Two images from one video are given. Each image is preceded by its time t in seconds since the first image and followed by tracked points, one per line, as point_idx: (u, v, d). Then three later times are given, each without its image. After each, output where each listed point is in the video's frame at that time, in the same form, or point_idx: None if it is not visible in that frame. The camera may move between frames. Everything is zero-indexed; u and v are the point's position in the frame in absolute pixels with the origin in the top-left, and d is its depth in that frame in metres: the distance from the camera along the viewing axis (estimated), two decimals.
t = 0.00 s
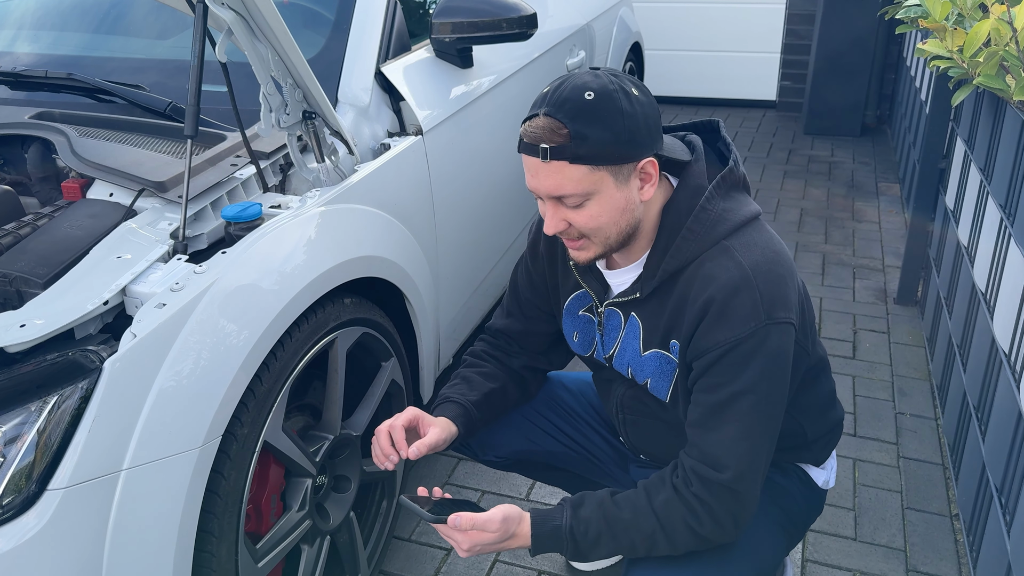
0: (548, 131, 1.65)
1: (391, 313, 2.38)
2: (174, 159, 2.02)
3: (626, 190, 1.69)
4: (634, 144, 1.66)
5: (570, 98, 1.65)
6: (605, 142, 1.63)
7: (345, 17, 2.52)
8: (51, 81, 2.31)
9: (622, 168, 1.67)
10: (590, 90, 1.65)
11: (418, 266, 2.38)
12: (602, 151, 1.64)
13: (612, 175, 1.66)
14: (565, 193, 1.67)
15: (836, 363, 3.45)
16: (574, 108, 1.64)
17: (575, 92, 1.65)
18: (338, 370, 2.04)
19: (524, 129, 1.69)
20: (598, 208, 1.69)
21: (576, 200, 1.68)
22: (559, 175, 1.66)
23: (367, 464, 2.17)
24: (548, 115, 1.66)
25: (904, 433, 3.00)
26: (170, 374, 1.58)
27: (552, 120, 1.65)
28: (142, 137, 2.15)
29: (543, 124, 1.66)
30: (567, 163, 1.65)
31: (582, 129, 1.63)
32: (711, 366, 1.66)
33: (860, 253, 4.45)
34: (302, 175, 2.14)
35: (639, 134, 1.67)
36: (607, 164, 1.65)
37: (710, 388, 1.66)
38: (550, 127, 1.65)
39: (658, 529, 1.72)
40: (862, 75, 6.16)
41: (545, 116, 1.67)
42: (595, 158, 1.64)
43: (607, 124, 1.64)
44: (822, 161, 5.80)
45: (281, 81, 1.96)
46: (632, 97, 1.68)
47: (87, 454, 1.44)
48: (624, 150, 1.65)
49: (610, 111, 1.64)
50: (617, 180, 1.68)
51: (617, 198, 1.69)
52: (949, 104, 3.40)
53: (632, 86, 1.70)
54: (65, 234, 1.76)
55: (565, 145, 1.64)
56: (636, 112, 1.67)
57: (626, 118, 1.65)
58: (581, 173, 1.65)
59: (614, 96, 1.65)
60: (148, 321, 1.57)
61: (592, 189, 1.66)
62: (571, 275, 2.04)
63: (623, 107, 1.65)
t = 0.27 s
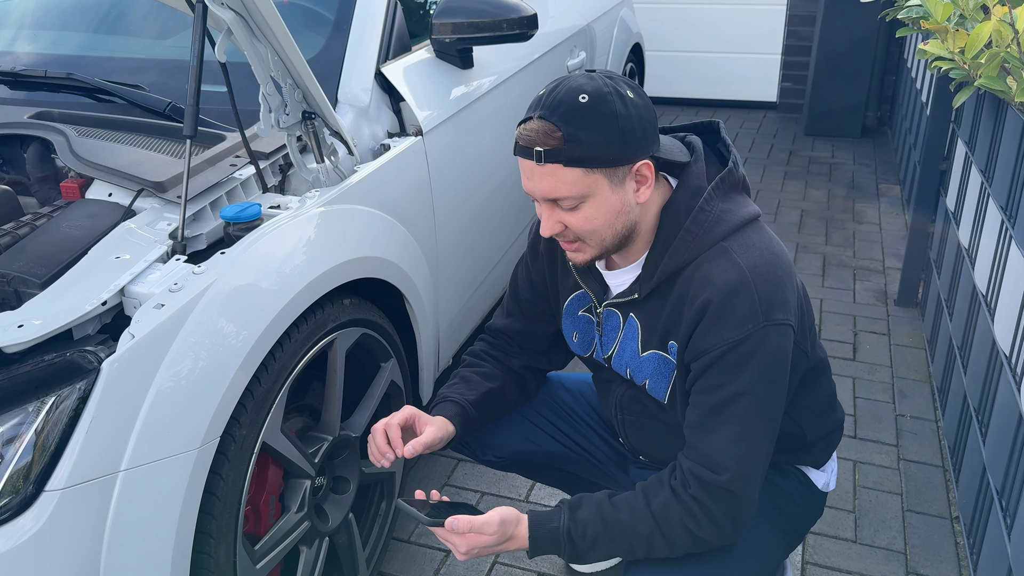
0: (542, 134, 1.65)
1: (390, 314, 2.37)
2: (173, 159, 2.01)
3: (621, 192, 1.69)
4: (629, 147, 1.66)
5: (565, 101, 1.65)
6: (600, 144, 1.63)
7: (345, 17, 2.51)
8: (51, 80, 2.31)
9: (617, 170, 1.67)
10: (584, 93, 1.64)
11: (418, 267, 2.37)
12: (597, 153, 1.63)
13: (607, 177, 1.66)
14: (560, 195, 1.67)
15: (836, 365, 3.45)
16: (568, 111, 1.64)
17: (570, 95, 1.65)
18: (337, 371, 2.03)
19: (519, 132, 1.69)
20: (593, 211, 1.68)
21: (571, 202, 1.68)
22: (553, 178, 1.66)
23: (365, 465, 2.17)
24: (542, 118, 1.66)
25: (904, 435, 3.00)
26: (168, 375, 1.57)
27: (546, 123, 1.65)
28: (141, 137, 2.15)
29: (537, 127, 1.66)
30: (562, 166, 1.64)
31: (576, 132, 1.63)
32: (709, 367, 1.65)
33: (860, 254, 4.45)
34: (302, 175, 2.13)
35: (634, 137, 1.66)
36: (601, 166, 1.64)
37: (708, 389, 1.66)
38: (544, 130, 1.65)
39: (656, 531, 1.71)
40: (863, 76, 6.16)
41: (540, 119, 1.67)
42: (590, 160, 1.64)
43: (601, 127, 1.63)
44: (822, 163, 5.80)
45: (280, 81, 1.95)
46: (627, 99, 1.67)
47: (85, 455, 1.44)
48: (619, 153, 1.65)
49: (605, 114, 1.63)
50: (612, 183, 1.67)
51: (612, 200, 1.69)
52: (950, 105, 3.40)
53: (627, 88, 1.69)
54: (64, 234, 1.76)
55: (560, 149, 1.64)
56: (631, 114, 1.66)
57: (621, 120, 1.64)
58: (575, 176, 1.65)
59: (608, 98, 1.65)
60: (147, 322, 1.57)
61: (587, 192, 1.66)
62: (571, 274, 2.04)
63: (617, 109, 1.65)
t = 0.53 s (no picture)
0: (542, 133, 1.65)
1: (390, 314, 2.37)
2: (173, 159, 2.01)
3: (621, 193, 1.69)
4: (630, 147, 1.65)
5: (565, 101, 1.64)
6: (600, 145, 1.63)
7: (345, 18, 2.51)
8: (51, 80, 2.31)
9: (617, 171, 1.66)
10: (585, 94, 1.64)
11: (418, 268, 2.37)
12: (597, 153, 1.63)
13: (607, 177, 1.66)
14: (561, 195, 1.67)
15: (836, 366, 3.44)
16: (569, 111, 1.63)
17: (570, 96, 1.65)
18: (337, 372, 2.03)
19: (519, 132, 1.69)
20: (593, 211, 1.68)
21: (572, 202, 1.67)
22: (553, 178, 1.66)
23: (365, 466, 2.16)
24: (543, 118, 1.66)
25: (905, 437, 2.99)
26: (167, 376, 1.57)
27: (547, 122, 1.65)
28: (142, 137, 2.15)
29: (537, 127, 1.66)
30: (562, 166, 1.64)
31: (577, 132, 1.62)
32: (709, 368, 1.65)
33: (861, 256, 4.44)
34: (302, 176, 2.13)
35: (635, 137, 1.66)
36: (601, 167, 1.64)
37: (708, 390, 1.66)
38: (545, 129, 1.65)
39: (656, 533, 1.71)
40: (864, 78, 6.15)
41: (541, 119, 1.66)
42: (590, 160, 1.64)
43: (602, 127, 1.63)
44: (823, 164, 5.80)
45: (281, 82, 1.95)
46: (627, 99, 1.67)
47: (83, 456, 1.44)
48: (620, 153, 1.64)
49: (606, 114, 1.63)
50: (612, 183, 1.67)
51: (613, 201, 1.69)
52: (951, 107, 3.39)
53: (628, 88, 1.69)
54: (64, 234, 1.75)
55: (560, 149, 1.64)
56: (631, 114, 1.66)
57: (622, 121, 1.64)
58: (576, 176, 1.64)
59: (608, 98, 1.65)
60: (146, 322, 1.57)
61: (587, 192, 1.66)
62: (571, 275, 2.04)
63: (618, 109, 1.64)
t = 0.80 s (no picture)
0: (549, 131, 1.65)
1: (394, 314, 2.37)
2: (178, 159, 2.01)
3: (626, 192, 1.69)
4: (636, 147, 1.66)
5: (572, 100, 1.64)
6: (606, 144, 1.63)
7: (350, 18, 2.51)
8: (56, 79, 2.31)
9: (623, 170, 1.67)
10: (592, 92, 1.64)
11: (422, 268, 2.37)
12: (603, 153, 1.63)
13: (612, 177, 1.66)
14: (565, 193, 1.67)
15: (839, 368, 3.44)
16: (576, 110, 1.63)
17: (577, 94, 1.65)
18: (341, 371, 2.03)
19: (526, 130, 1.69)
20: (597, 210, 1.69)
21: (577, 201, 1.68)
22: (558, 176, 1.66)
23: (369, 466, 2.16)
24: (549, 116, 1.66)
25: (908, 438, 2.99)
26: (171, 375, 1.57)
27: (554, 120, 1.65)
28: (146, 137, 2.15)
29: (544, 124, 1.66)
30: (568, 164, 1.64)
31: (583, 131, 1.62)
32: (715, 368, 1.65)
33: (863, 257, 4.44)
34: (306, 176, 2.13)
35: (641, 138, 1.66)
36: (607, 165, 1.64)
37: (714, 390, 1.66)
38: (551, 127, 1.65)
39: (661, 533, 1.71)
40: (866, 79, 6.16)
41: (547, 117, 1.66)
42: (596, 159, 1.64)
43: (608, 127, 1.63)
44: (825, 166, 5.80)
45: (286, 82, 1.95)
46: (634, 99, 1.67)
47: (89, 454, 1.44)
48: (626, 153, 1.65)
49: (612, 114, 1.63)
50: (618, 183, 1.67)
51: (617, 200, 1.69)
52: (954, 108, 3.39)
53: (635, 88, 1.69)
54: (69, 234, 1.76)
55: (566, 147, 1.64)
56: (638, 114, 1.66)
57: (628, 121, 1.64)
58: (582, 174, 1.65)
59: (615, 98, 1.65)
60: (151, 322, 1.57)
61: (592, 191, 1.66)
62: (576, 275, 2.04)
63: (625, 109, 1.64)
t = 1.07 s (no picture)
0: (562, 84, 1.69)
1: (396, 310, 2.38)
2: (182, 156, 2.01)
3: (627, 162, 1.71)
4: (643, 120, 1.67)
5: (595, 57, 1.68)
6: (613, 107, 1.66)
7: (353, 16, 2.51)
8: (59, 77, 2.31)
9: (627, 138, 1.69)
10: (615, 55, 1.67)
11: (424, 266, 2.37)
12: (607, 116, 1.66)
13: (614, 143, 1.69)
14: (567, 147, 1.71)
15: (840, 368, 3.44)
16: (592, 66, 1.67)
17: (601, 54, 1.68)
18: (344, 368, 2.03)
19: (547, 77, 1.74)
20: (595, 172, 1.72)
21: (577, 157, 1.72)
22: (564, 130, 1.71)
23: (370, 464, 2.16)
24: (569, 69, 1.70)
25: (909, 439, 2.99)
26: (175, 372, 1.57)
27: (571, 72, 1.69)
28: (149, 134, 2.15)
29: (561, 75, 1.70)
30: (573, 119, 1.69)
31: (593, 88, 1.66)
32: (722, 360, 1.65)
33: (864, 258, 4.44)
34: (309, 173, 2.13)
35: (653, 109, 1.67)
36: (611, 130, 1.68)
37: (719, 383, 1.66)
38: (566, 80, 1.69)
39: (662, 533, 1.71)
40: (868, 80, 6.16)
41: (567, 69, 1.70)
42: (600, 121, 1.67)
43: (619, 91, 1.65)
44: (827, 167, 5.80)
45: (289, 80, 1.96)
46: (658, 72, 1.67)
47: (92, 451, 1.44)
48: (632, 120, 1.66)
49: (628, 77, 1.65)
50: (619, 150, 1.70)
51: (617, 166, 1.71)
52: (956, 109, 3.39)
53: (664, 62, 1.69)
54: (72, 230, 1.76)
55: (575, 102, 1.68)
56: (657, 88, 1.66)
57: (643, 88, 1.65)
58: (584, 131, 1.69)
59: (637, 65, 1.66)
60: (155, 318, 1.57)
61: (592, 150, 1.70)
62: (584, 263, 2.04)
63: (643, 77, 1.65)
